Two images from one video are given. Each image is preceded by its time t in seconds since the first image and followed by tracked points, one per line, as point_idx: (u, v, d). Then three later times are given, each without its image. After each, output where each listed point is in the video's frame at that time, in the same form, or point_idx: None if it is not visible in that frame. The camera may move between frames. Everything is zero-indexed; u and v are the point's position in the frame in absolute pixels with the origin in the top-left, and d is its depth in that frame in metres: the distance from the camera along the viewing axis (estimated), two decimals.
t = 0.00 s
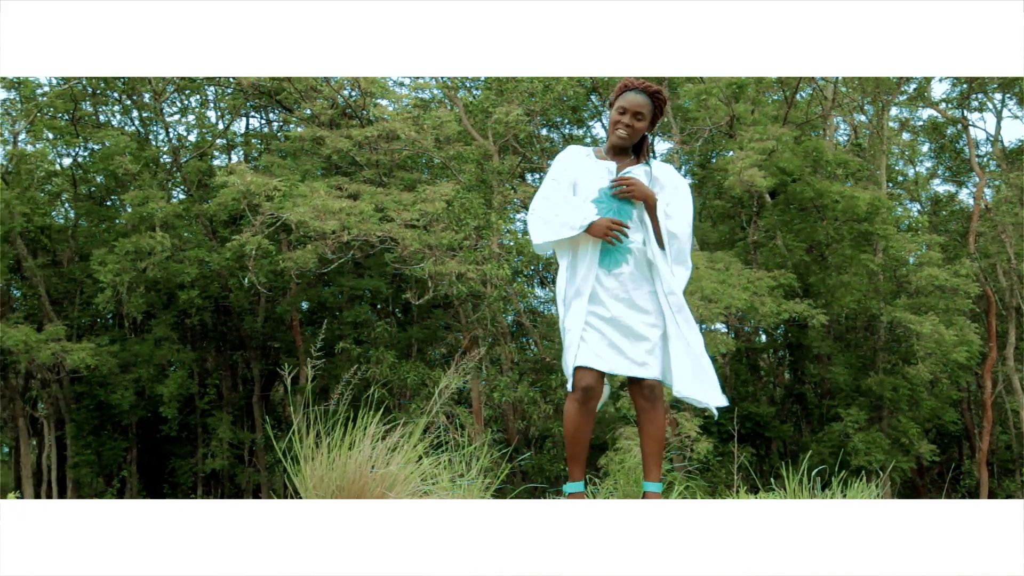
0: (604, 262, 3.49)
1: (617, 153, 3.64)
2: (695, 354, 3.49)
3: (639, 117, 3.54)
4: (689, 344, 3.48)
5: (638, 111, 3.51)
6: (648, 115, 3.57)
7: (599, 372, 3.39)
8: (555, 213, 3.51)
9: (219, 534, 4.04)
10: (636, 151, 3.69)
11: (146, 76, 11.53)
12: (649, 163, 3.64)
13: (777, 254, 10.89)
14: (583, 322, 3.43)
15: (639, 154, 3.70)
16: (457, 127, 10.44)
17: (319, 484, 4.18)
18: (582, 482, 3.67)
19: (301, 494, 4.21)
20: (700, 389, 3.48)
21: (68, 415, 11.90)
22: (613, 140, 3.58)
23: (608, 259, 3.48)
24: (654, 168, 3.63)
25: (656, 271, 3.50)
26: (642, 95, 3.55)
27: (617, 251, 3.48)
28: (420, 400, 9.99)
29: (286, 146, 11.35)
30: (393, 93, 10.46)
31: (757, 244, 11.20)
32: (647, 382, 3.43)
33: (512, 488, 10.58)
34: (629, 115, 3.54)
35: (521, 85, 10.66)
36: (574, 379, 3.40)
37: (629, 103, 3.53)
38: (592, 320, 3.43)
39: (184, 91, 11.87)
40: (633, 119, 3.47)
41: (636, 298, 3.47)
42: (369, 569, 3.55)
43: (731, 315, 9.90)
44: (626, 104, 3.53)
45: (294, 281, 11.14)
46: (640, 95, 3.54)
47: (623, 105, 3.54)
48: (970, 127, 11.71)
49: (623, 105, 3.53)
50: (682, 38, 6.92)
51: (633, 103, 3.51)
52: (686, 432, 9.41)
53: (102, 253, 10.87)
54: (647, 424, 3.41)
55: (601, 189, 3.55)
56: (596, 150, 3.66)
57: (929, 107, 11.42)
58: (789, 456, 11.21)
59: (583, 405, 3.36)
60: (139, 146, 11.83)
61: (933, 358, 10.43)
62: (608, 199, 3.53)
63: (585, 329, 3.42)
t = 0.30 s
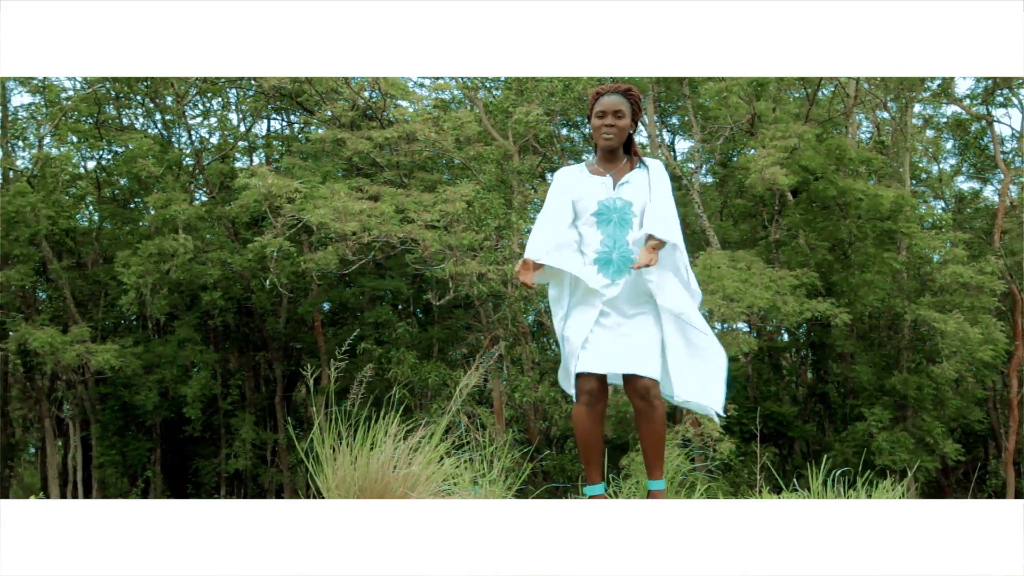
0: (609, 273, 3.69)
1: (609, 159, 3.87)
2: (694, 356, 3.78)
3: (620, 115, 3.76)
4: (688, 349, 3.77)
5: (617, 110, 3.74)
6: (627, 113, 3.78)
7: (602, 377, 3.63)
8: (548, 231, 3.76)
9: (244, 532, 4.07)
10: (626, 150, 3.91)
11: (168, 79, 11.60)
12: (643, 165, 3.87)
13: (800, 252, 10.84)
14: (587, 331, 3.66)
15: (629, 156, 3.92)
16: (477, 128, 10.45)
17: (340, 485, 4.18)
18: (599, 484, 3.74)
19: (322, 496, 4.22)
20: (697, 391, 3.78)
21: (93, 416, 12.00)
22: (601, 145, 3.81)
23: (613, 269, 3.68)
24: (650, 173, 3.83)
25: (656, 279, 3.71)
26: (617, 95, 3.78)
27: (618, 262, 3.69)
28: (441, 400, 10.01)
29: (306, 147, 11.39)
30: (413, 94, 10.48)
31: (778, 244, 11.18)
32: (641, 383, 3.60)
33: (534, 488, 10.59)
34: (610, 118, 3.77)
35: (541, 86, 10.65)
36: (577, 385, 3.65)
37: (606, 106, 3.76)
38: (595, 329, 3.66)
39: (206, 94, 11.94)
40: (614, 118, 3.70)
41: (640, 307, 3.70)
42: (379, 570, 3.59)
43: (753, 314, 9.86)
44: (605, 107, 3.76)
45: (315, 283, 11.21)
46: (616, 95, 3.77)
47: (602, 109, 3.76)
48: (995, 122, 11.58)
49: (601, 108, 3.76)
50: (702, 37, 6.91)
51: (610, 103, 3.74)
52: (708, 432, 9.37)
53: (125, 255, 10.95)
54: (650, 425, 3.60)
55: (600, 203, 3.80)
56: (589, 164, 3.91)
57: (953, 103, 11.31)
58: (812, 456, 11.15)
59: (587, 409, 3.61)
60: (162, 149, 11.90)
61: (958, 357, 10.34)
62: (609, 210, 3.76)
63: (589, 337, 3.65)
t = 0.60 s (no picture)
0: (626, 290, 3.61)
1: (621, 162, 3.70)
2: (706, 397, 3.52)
3: (624, 113, 3.63)
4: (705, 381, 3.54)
5: (620, 108, 3.61)
6: (632, 112, 3.65)
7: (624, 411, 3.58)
8: (565, 248, 3.74)
9: (232, 542, 3.98)
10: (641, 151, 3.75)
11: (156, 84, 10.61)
12: (661, 163, 3.72)
13: (850, 269, 9.81)
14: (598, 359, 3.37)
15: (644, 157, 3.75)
16: (493, 135, 9.48)
17: None
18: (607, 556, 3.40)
19: None
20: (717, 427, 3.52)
21: (75, 453, 10.96)
22: (611, 148, 3.66)
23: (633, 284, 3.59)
24: (671, 171, 3.70)
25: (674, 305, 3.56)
26: (620, 94, 3.67)
27: (645, 273, 3.58)
28: (454, 436, 9.06)
29: (307, 157, 10.44)
30: (422, 98, 9.50)
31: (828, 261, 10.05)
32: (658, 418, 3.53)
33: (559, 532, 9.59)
34: (616, 119, 3.64)
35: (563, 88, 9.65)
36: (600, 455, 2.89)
37: (608, 106, 3.65)
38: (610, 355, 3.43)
39: (198, 100, 10.98)
40: (619, 118, 3.58)
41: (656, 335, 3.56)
42: None
43: (801, 339, 8.86)
44: (606, 108, 3.65)
45: (317, 305, 10.29)
46: (618, 94, 3.65)
47: (604, 110, 3.65)
48: None
49: (603, 108, 3.65)
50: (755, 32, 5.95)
51: (611, 103, 3.63)
52: (754, 473, 8.37)
53: (110, 276, 10.00)
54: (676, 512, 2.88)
55: (620, 210, 3.66)
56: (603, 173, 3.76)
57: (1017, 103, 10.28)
58: (865, 495, 10.11)
59: (612, 441, 3.54)
60: (149, 160, 10.93)
61: None
62: (629, 218, 3.64)
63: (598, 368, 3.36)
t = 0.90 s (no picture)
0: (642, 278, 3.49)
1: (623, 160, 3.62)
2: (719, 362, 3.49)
3: (624, 113, 3.59)
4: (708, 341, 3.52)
5: (621, 108, 3.57)
6: (632, 111, 3.61)
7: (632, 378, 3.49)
8: (583, 243, 3.55)
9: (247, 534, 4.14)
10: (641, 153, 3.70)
11: (204, 84, 11.82)
12: (661, 158, 3.65)
13: (836, 249, 10.75)
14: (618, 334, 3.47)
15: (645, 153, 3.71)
16: (510, 128, 10.46)
17: (377, 484, 4.21)
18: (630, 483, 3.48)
19: (360, 496, 4.26)
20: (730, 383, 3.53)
21: (133, 417, 12.18)
22: (615, 146, 3.60)
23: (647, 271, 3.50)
24: (668, 163, 3.61)
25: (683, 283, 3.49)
26: (617, 98, 3.63)
27: (653, 261, 3.50)
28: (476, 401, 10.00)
29: (341, 149, 11.45)
30: (445, 95, 10.46)
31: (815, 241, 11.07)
32: (674, 381, 3.39)
33: (571, 488, 10.57)
34: (617, 119, 3.59)
35: (573, 85, 10.60)
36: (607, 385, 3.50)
37: (608, 108, 3.60)
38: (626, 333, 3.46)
39: (242, 98, 12.08)
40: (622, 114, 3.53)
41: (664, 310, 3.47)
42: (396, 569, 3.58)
43: (790, 313, 9.75)
44: (606, 109, 3.60)
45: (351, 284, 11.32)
46: (615, 97, 3.61)
47: (605, 112, 3.60)
48: None
49: (604, 110, 3.61)
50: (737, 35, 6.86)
51: (612, 103, 3.59)
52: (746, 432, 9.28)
53: (163, 258, 11.04)
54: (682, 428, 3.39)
55: (628, 203, 3.56)
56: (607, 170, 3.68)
57: (993, 96, 11.15)
58: (851, 456, 11.04)
59: (618, 408, 3.46)
60: (198, 152, 12.09)
61: (1000, 354, 10.18)
62: (638, 208, 3.54)
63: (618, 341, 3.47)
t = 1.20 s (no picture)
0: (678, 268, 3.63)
1: (654, 150, 3.79)
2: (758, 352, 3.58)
3: (656, 105, 3.78)
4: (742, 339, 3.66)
5: (654, 99, 3.76)
6: (663, 105, 3.81)
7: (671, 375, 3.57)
8: (621, 237, 3.66)
9: (267, 533, 4.17)
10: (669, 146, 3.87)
11: (221, 85, 11.91)
12: (691, 147, 3.82)
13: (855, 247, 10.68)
14: (657, 330, 3.59)
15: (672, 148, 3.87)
16: (525, 128, 10.46)
17: (395, 484, 4.23)
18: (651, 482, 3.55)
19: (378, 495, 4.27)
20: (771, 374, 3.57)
21: (153, 417, 12.26)
22: (647, 135, 3.76)
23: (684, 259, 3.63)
24: (700, 154, 3.79)
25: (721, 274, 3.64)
26: (649, 91, 3.82)
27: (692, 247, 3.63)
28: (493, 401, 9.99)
29: (357, 150, 11.47)
30: (460, 95, 10.48)
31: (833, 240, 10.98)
32: (713, 378, 3.52)
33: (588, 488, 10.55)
34: (649, 110, 3.78)
35: (589, 84, 10.59)
36: (646, 381, 3.58)
37: (642, 99, 3.78)
38: (663, 328, 3.59)
39: (258, 98, 12.12)
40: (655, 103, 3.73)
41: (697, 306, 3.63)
42: (384, 569, 3.60)
43: (809, 311, 9.69)
44: (641, 100, 3.78)
45: (368, 283, 11.34)
46: (648, 90, 3.81)
47: (638, 103, 3.78)
48: None
49: (638, 101, 3.78)
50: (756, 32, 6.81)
51: (646, 95, 3.78)
52: (765, 431, 9.23)
53: (182, 259, 11.09)
54: (717, 426, 3.49)
55: (666, 191, 3.69)
56: (635, 163, 3.82)
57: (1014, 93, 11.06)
58: (870, 455, 10.98)
59: (653, 404, 3.53)
60: (215, 154, 12.15)
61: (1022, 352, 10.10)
62: (677, 196, 3.66)
63: (656, 336, 3.59)
